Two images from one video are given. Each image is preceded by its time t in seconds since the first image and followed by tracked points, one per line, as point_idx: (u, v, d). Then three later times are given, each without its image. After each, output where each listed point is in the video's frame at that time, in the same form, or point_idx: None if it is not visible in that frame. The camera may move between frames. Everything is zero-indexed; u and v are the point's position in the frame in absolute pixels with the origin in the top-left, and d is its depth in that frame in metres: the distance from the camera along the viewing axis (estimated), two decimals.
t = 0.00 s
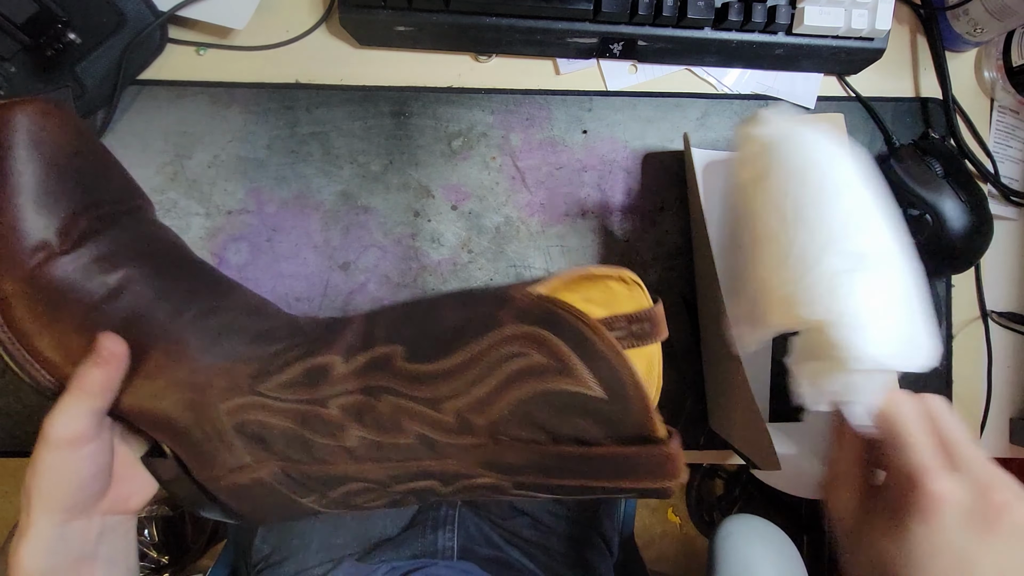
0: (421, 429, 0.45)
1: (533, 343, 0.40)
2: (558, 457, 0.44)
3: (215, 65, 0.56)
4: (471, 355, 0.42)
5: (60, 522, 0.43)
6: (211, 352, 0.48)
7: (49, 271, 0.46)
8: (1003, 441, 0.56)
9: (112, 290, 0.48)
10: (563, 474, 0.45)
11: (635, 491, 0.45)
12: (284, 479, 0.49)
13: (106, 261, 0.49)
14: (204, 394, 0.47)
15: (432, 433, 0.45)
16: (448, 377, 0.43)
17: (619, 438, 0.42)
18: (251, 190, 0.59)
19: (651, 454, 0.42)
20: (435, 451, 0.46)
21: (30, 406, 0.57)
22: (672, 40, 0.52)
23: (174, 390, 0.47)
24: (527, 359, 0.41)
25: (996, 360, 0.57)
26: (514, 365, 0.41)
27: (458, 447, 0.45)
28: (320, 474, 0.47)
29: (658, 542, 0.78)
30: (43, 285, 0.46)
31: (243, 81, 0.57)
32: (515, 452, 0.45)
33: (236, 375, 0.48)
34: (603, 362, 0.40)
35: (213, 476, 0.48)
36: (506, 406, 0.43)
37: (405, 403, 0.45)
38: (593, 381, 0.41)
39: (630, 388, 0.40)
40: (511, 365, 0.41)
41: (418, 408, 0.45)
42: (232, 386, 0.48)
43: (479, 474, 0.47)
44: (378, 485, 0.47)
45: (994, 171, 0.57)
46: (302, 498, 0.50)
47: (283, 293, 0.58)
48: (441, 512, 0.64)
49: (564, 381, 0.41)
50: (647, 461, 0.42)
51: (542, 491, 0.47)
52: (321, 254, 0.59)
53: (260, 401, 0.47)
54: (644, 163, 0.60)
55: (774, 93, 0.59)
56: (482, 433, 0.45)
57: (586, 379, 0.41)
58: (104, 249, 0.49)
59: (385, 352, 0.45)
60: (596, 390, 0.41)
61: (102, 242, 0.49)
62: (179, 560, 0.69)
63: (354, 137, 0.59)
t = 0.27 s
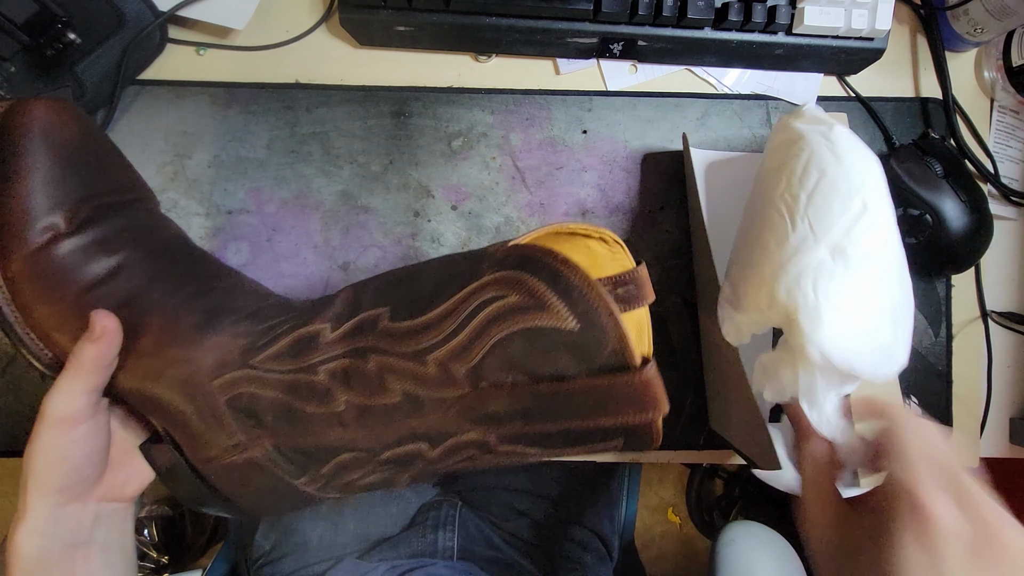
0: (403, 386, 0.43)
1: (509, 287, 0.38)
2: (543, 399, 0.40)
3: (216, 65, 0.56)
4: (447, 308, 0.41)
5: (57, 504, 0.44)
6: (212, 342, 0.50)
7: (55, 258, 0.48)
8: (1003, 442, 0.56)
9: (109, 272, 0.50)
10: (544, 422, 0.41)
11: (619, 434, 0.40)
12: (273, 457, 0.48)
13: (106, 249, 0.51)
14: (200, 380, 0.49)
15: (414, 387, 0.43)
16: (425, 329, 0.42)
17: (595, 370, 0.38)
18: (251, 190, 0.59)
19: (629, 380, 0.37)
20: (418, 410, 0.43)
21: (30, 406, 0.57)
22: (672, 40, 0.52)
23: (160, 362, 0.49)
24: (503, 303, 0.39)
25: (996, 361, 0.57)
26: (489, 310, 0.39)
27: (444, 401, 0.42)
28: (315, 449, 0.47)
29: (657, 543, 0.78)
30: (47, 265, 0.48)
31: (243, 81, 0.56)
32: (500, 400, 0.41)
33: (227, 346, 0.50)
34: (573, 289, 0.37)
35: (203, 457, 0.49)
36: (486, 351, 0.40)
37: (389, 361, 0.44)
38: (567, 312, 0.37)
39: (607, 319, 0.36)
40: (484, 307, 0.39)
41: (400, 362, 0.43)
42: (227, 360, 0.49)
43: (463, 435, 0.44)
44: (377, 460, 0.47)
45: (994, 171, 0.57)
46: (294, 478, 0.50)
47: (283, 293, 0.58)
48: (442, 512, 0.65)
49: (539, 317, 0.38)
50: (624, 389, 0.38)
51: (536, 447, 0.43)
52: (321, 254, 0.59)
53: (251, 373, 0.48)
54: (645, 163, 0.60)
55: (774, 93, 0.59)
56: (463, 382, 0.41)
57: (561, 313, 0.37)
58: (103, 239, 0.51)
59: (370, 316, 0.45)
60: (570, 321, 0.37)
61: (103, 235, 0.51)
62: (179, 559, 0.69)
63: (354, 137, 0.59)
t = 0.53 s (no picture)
0: (437, 353, 0.44)
1: (540, 255, 0.43)
2: (567, 354, 0.41)
3: (218, 65, 0.56)
4: (481, 278, 0.44)
5: (70, 487, 0.44)
6: (233, 329, 0.49)
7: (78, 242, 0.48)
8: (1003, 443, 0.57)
9: (129, 262, 0.50)
10: (572, 375, 0.42)
11: (629, 390, 0.42)
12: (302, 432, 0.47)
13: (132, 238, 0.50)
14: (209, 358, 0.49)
15: (450, 354, 0.44)
16: (457, 300, 0.44)
17: (613, 323, 0.41)
18: (251, 190, 0.59)
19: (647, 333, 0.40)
20: (451, 375, 0.44)
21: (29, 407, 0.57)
22: (672, 40, 0.52)
23: (173, 347, 0.48)
24: (532, 270, 0.42)
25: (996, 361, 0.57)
26: (524, 275, 0.43)
27: (477, 366, 0.43)
28: (341, 426, 0.47)
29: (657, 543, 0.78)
30: (74, 249, 0.47)
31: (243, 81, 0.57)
32: (526, 359, 0.42)
33: (255, 326, 0.50)
34: (596, 255, 0.41)
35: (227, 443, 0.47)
36: (520, 314, 0.42)
37: (423, 330, 0.45)
38: (592, 275, 0.41)
39: (625, 276, 0.40)
40: (515, 279, 0.43)
41: (434, 331, 0.44)
42: (249, 341, 0.49)
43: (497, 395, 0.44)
44: (403, 432, 0.47)
45: (994, 171, 0.57)
46: (315, 456, 0.48)
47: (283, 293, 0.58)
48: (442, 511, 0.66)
49: (562, 280, 0.41)
50: (643, 340, 0.40)
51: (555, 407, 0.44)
52: (322, 254, 0.59)
53: (285, 352, 0.48)
54: (644, 164, 0.60)
55: (774, 93, 0.58)
56: (496, 346, 0.43)
57: (585, 275, 0.41)
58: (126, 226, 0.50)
59: (403, 290, 0.47)
60: (595, 282, 0.41)
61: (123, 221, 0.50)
62: (180, 560, 0.69)
63: (354, 137, 0.59)
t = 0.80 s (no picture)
0: (424, 311, 0.53)
1: (516, 226, 0.54)
2: (544, 306, 0.52)
3: (216, 65, 0.56)
4: (463, 244, 0.54)
5: (30, 463, 0.44)
6: (219, 292, 0.53)
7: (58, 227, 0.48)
8: (1003, 442, 0.57)
9: (95, 232, 0.50)
10: (544, 325, 0.52)
11: (590, 340, 0.53)
12: (285, 392, 0.53)
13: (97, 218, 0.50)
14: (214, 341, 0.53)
15: (435, 311, 0.53)
16: (449, 264, 0.54)
17: (582, 280, 0.53)
18: (251, 189, 0.59)
19: (607, 288, 0.52)
20: (437, 328, 0.53)
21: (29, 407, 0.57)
22: (672, 40, 0.52)
23: (169, 331, 0.52)
24: (513, 236, 0.54)
25: (996, 361, 0.57)
26: (506, 240, 0.54)
27: (461, 320, 0.53)
28: (321, 381, 0.53)
29: (657, 542, 0.78)
30: (33, 218, 0.47)
31: (243, 80, 0.57)
32: (508, 312, 0.52)
33: (248, 287, 0.54)
34: (568, 224, 0.54)
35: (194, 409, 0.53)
36: (499, 275, 0.53)
37: (414, 293, 0.54)
38: (566, 241, 0.54)
39: (586, 240, 0.54)
40: (496, 246, 0.54)
41: (423, 292, 0.53)
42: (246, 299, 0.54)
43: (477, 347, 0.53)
44: (390, 388, 0.54)
45: (994, 171, 0.57)
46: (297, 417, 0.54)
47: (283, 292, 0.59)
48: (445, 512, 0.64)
49: (540, 243, 0.54)
50: (605, 295, 0.52)
51: (519, 355, 0.53)
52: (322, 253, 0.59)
53: (265, 316, 0.53)
54: (644, 164, 0.60)
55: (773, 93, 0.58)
56: (479, 303, 0.53)
57: (559, 241, 0.54)
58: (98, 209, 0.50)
59: (388, 257, 0.55)
60: (568, 246, 0.54)
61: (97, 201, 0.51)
62: (179, 560, 0.69)
63: (354, 137, 0.59)
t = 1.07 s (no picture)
0: (455, 278, 0.50)
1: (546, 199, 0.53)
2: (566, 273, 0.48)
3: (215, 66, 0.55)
4: (498, 216, 0.53)
5: (83, 440, 0.46)
6: (240, 266, 0.50)
7: (128, 196, 0.49)
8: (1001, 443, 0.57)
9: (156, 198, 0.50)
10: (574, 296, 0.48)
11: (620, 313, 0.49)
12: (319, 366, 0.49)
13: (166, 194, 0.51)
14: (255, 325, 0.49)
15: (467, 279, 0.50)
16: (481, 235, 0.52)
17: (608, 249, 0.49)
18: (252, 189, 0.59)
19: (637, 253, 0.48)
20: (469, 295, 0.49)
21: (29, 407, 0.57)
22: (672, 40, 0.52)
23: (217, 315, 0.49)
24: (547, 206, 0.53)
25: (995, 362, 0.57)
26: (540, 210, 0.52)
27: (493, 288, 0.49)
28: (348, 348, 0.49)
29: (656, 541, 0.79)
30: (101, 173, 0.48)
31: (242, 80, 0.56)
32: (534, 280, 0.49)
33: (280, 258, 0.52)
34: (602, 200, 0.53)
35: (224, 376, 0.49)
36: (530, 240, 0.51)
37: (448, 260, 0.51)
38: (591, 210, 0.52)
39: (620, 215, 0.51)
40: (534, 212, 0.52)
41: (455, 258, 0.51)
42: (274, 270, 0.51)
43: (508, 316, 0.49)
44: (417, 358, 0.50)
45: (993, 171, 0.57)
46: (325, 388, 0.50)
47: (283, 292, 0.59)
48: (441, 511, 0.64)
49: (574, 211, 0.52)
50: (635, 262, 0.48)
51: (551, 329, 0.49)
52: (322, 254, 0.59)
53: (309, 282, 0.50)
54: (646, 163, 0.61)
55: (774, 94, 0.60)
56: (509, 271, 0.50)
57: (584, 209, 0.52)
58: (163, 182, 0.51)
59: (426, 231, 0.53)
60: (593, 215, 0.51)
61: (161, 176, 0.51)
62: (179, 561, 0.69)
63: (354, 137, 0.59)
